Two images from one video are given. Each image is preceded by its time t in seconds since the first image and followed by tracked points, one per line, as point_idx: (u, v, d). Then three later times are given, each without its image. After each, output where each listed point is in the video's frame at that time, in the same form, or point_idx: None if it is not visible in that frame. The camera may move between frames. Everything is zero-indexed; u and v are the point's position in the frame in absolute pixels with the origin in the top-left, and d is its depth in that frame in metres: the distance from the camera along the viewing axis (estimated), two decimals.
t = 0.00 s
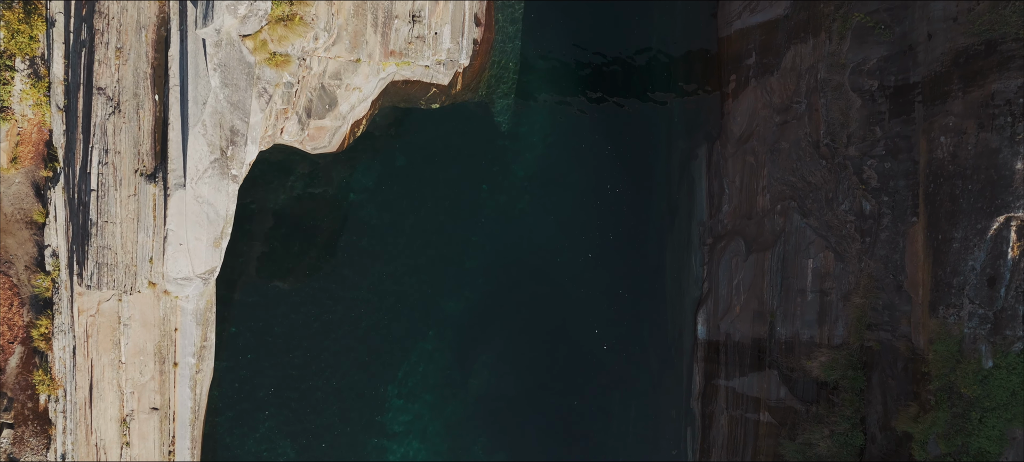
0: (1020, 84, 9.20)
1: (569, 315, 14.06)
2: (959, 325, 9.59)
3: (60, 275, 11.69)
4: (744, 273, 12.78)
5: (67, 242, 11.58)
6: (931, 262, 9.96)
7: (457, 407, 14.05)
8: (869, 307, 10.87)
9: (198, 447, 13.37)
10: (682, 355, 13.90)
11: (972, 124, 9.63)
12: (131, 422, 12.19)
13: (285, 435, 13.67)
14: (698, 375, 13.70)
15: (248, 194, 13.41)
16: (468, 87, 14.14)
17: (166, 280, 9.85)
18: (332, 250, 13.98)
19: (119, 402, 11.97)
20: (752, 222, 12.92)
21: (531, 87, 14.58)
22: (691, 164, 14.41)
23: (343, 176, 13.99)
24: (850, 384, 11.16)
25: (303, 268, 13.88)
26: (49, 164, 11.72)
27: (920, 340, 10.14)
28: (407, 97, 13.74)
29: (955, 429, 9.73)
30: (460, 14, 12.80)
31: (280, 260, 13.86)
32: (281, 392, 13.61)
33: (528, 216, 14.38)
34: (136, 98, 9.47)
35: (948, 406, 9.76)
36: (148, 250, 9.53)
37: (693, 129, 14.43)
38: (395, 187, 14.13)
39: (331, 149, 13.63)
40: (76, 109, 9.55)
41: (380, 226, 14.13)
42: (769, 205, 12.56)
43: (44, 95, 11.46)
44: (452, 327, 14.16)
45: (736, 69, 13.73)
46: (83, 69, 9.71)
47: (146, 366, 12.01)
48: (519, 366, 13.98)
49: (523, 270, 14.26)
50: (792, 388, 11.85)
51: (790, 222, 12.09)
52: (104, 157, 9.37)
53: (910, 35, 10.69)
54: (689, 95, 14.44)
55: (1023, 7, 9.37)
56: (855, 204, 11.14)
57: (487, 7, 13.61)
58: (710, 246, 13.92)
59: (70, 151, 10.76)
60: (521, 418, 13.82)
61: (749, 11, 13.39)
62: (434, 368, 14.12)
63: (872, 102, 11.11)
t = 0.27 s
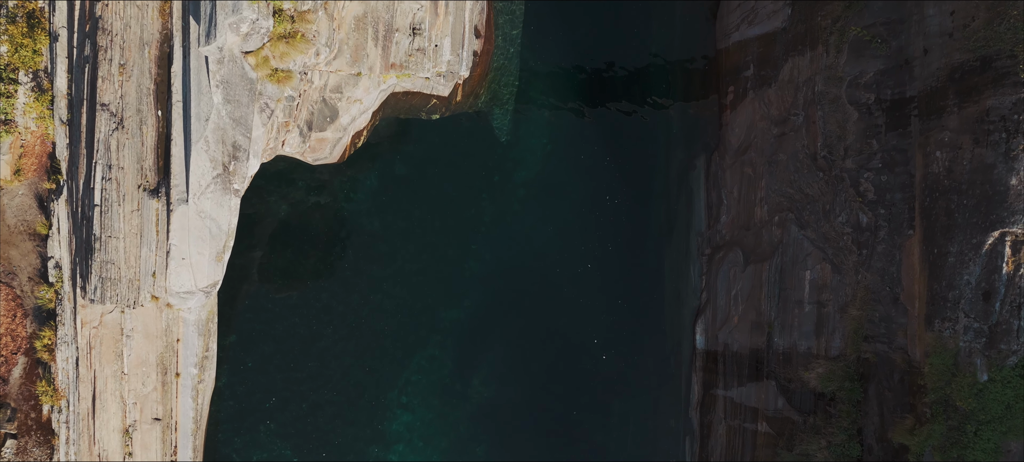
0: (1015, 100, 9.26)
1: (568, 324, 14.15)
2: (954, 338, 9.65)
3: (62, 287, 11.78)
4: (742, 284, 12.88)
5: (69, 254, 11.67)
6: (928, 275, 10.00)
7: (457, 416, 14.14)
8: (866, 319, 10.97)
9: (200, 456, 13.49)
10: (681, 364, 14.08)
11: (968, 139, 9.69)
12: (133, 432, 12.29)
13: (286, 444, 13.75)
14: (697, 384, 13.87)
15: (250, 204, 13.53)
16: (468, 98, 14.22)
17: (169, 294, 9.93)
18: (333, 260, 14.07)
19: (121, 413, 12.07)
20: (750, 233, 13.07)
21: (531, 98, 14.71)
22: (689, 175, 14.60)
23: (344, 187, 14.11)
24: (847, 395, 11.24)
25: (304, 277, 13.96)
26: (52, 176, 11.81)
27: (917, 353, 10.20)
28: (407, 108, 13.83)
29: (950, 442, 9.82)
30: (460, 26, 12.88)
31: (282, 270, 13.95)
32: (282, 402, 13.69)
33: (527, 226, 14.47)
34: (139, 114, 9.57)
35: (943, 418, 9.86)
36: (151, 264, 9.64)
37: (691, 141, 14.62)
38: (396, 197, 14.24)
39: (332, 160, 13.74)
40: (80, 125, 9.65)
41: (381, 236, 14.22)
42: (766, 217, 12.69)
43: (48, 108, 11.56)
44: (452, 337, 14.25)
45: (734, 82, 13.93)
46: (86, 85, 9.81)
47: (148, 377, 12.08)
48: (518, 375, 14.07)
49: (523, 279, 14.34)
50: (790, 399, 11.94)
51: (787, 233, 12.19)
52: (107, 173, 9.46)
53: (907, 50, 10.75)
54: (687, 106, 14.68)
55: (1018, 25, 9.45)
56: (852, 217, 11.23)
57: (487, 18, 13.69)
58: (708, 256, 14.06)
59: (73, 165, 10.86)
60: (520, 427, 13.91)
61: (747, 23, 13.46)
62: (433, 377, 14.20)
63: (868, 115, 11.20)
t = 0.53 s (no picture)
0: (1010, 116, 9.34)
1: (568, 334, 14.24)
2: (950, 352, 9.74)
3: (65, 298, 11.87)
4: (740, 294, 12.99)
5: (72, 265, 11.78)
6: (923, 289, 10.08)
7: (457, 425, 14.23)
8: (863, 331, 11.07)
9: None
10: (680, 373, 14.18)
11: (963, 155, 9.77)
12: (135, 443, 12.37)
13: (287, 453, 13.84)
14: (695, 394, 13.94)
15: (252, 215, 13.65)
16: (468, 109, 14.32)
17: (172, 308, 10.02)
18: (334, 269, 14.15)
19: (124, 423, 12.16)
20: (748, 244, 13.18)
21: (530, 108, 14.81)
22: (688, 185, 14.69)
23: (345, 197, 14.20)
24: (844, 406, 11.31)
25: (305, 287, 14.05)
26: (55, 188, 11.90)
27: (913, 365, 10.28)
28: (408, 119, 13.95)
29: (946, 454, 9.96)
30: (460, 38, 13.00)
31: (282, 280, 14.03)
32: (283, 411, 13.77)
33: (526, 236, 14.55)
34: (142, 130, 9.66)
35: (939, 431, 9.98)
36: (154, 278, 9.72)
37: (689, 151, 14.72)
38: (396, 208, 14.33)
39: (334, 171, 13.87)
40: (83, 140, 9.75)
41: (381, 246, 14.31)
42: (764, 228, 12.78)
43: (51, 121, 11.67)
44: (452, 346, 14.33)
45: (732, 93, 14.05)
46: (90, 100, 9.91)
47: (150, 388, 12.17)
48: (518, 384, 14.15)
49: (522, 289, 14.43)
50: (787, 409, 12.05)
51: (785, 245, 12.29)
52: (110, 188, 9.55)
53: (903, 64, 10.85)
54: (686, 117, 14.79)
55: (1013, 41, 9.55)
56: (849, 229, 11.31)
57: (487, 30, 13.82)
58: (707, 266, 14.16)
59: (76, 178, 10.95)
60: (520, 436, 13.99)
61: (745, 35, 13.57)
62: (433, 386, 14.29)
63: (865, 128, 11.25)
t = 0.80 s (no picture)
0: (1004, 131, 9.35)
1: (567, 343, 14.33)
2: (946, 365, 9.79)
3: (68, 309, 11.97)
4: (738, 304, 13.13)
5: (76, 277, 11.87)
6: (919, 302, 10.17)
7: (457, 434, 14.31)
8: (860, 343, 11.17)
9: None
10: (679, 383, 14.29)
11: (958, 170, 9.87)
12: (138, 453, 12.46)
13: None
14: (694, 403, 14.10)
15: (255, 225, 13.77)
16: (468, 119, 14.43)
17: (175, 321, 10.11)
18: (334, 279, 14.24)
19: (127, 434, 12.27)
20: (746, 255, 13.27)
21: (530, 118, 14.92)
22: (687, 196, 14.82)
23: (346, 207, 14.30)
24: (841, 417, 11.45)
25: (306, 296, 14.14)
26: (58, 200, 12.00)
27: (909, 376, 10.38)
28: (409, 129, 14.08)
29: None
30: (460, 51, 13.10)
31: (284, 290, 14.12)
32: (284, 420, 13.86)
33: (526, 245, 14.66)
34: (145, 145, 9.76)
35: (935, 443, 10.03)
36: (156, 293, 9.81)
37: (688, 162, 14.85)
38: (397, 218, 14.42)
39: (335, 181, 14.00)
40: (87, 155, 9.85)
41: (382, 255, 14.39)
42: (762, 239, 12.90)
43: (54, 134, 11.76)
44: (452, 355, 14.42)
45: (730, 104, 14.16)
46: (93, 115, 10.01)
47: (153, 398, 12.32)
48: (518, 394, 14.23)
49: (522, 298, 14.52)
50: (785, 420, 12.16)
51: (783, 256, 12.40)
52: (114, 204, 9.64)
53: (899, 78, 10.95)
54: (684, 127, 14.91)
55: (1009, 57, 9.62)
56: (846, 241, 11.42)
57: (487, 42, 13.93)
58: (705, 276, 14.28)
59: (79, 191, 11.04)
60: (520, 445, 14.07)
61: (743, 47, 13.67)
62: (434, 395, 14.38)
63: (862, 141, 11.38)
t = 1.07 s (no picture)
0: (1000, 147, 9.46)
1: (566, 352, 14.42)
2: (941, 378, 9.92)
3: (71, 321, 12.07)
4: (737, 315, 13.23)
5: (78, 288, 11.98)
6: (916, 315, 10.24)
7: (457, 443, 14.40)
8: (857, 354, 11.25)
9: None
10: (677, 392, 14.39)
11: (954, 184, 9.95)
12: None
13: None
14: (692, 412, 14.20)
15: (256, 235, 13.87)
16: (468, 130, 14.52)
17: (177, 335, 10.19)
18: (335, 288, 14.32)
19: (129, 444, 12.37)
20: (744, 265, 13.39)
21: (530, 128, 15.00)
22: (685, 206, 14.93)
23: (346, 217, 14.40)
24: (838, 428, 11.51)
25: (307, 306, 14.23)
26: (60, 212, 12.09)
27: (905, 388, 10.43)
28: (409, 140, 14.16)
29: None
30: (460, 62, 13.19)
31: (285, 299, 14.22)
32: (285, 430, 13.94)
33: (526, 255, 14.75)
34: (148, 161, 9.85)
35: (931, 455, 10.24)
36: (159, 306, 9.91)
37: (686, 172, 14.97)
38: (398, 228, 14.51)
39: (335, 192, 14.08)
40: (90, 170, 9.94)
41: (382, 265, 14.47)
42: (760, 250, 13.01)
43: (58, 147, 11.86)
44: (452, 364, 14.50)
45: (728, 116, 14.23)
46: (96, 130, 10.10)
47: (155, 409, 12.43)
48: (517, 403, 14.32)
49: (522, 308, 14.60)
50: (783, 430, 12.24)
51: (780, 267, 12.49)
52: (117, 218, 9.74)
53: (896, 92, 11.01)
54: (683, 137, 15.00)
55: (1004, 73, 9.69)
56: (843, 252, 11.49)
57: (487, 53, 14.03)
58: (704, 286, 14.37)
59: (82, 204, 11.14)
60: (519, 454, 14.15)
61: (741, 58, 13.74)
62: (434, 405, 14.46)
63: (859, 153, 11.41)
